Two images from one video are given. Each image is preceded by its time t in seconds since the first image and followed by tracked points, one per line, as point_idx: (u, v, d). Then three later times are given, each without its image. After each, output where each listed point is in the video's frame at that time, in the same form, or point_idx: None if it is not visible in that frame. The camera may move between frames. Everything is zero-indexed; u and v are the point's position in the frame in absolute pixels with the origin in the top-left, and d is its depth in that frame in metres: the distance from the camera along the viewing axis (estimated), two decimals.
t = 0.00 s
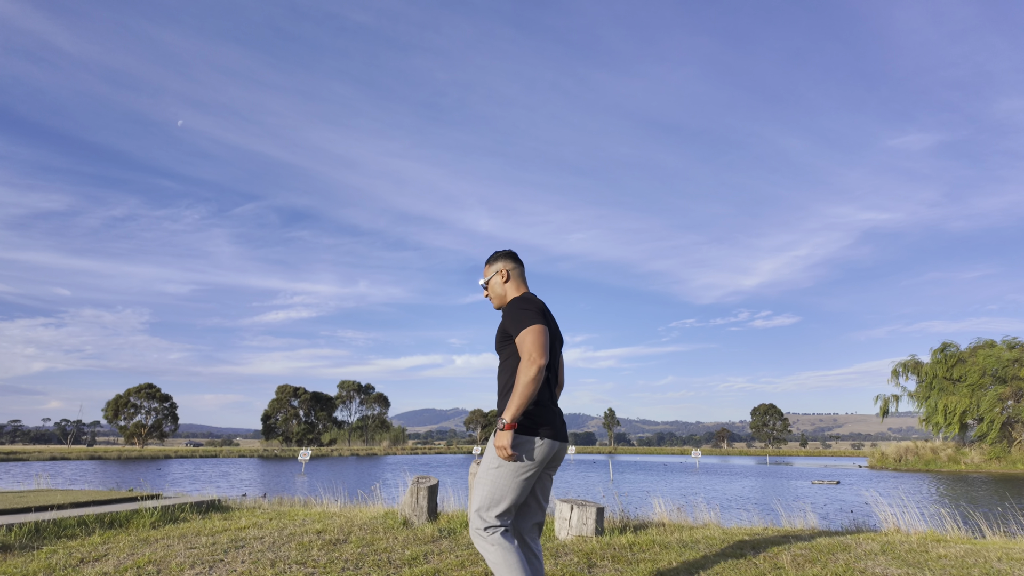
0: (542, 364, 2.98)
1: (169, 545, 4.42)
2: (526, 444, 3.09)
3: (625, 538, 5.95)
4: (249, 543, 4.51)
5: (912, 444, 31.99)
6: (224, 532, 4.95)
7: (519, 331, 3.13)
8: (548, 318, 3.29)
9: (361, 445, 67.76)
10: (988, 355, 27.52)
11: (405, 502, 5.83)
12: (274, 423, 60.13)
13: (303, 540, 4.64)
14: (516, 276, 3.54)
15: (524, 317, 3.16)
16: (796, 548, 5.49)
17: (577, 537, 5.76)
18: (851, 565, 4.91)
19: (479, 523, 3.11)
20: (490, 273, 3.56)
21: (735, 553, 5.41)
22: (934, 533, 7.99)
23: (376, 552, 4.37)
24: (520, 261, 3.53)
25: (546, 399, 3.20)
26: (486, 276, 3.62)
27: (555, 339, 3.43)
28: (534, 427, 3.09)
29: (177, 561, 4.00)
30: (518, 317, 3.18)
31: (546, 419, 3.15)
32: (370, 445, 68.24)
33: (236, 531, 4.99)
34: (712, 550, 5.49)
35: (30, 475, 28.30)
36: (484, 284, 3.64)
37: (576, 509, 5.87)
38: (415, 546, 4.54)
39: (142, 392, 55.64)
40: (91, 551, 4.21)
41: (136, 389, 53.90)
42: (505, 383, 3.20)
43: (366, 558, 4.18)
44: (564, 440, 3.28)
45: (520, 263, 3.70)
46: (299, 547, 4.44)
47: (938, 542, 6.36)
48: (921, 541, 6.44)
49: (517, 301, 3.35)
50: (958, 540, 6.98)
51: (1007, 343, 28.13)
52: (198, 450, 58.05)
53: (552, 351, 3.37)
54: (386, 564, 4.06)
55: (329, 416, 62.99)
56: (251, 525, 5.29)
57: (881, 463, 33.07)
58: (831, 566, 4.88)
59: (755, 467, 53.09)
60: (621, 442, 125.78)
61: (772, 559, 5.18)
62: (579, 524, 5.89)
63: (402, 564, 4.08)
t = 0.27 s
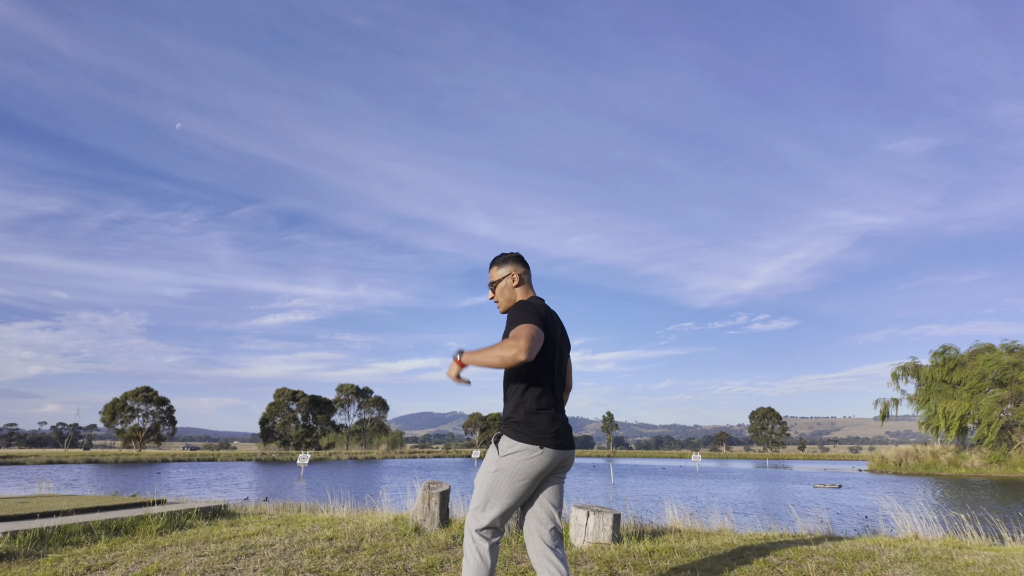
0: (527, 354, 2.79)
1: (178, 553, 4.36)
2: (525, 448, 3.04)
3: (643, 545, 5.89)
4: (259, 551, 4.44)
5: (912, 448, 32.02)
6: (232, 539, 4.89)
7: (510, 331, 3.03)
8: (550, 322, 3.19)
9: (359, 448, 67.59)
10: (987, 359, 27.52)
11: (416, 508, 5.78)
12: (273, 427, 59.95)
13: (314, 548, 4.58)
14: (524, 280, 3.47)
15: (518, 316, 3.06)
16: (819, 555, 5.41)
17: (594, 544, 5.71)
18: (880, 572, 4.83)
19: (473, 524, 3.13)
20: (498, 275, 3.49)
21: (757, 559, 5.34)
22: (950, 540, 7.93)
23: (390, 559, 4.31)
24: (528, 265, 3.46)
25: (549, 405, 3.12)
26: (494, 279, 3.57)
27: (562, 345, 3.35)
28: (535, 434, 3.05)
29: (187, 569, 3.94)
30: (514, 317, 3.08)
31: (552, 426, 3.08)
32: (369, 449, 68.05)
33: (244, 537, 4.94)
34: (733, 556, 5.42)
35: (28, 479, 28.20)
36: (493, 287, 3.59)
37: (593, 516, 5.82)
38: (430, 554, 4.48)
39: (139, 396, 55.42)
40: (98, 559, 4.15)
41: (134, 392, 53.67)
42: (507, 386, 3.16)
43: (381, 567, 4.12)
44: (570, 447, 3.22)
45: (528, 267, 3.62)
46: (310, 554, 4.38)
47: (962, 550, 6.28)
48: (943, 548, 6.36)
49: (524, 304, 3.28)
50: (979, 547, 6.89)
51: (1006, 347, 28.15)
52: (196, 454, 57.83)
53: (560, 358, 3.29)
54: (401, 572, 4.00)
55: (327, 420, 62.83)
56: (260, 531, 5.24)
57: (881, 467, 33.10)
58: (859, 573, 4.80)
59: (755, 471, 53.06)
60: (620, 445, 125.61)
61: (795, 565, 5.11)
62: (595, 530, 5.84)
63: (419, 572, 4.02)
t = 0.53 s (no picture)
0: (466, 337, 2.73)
1: (187, 555, 4.30)
2: (524, 454, 2.97)
3: (661, 547, 5.83)
4: (271, 554, 4.39)
5: (913, 449, 32.06)
6: (241, 540, 4.83)
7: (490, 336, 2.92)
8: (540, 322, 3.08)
9: (359, 450, 67.48)
10: (987, 361, 27.55)
11: (428, 509, 5.73)
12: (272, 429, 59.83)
13: (328, 550, 4.53)
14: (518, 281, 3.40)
15: (503, 313, 2.95)
16: (845, 558, 5.34)
17: (612, 546, 5.66)
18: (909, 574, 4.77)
19: (480, 539, 3.08)
20: (492, 276, 3.40)
21: (783, 560, 5.28)
22: (967, 541, 7.88)
23: (407, 562, 4.25)
24: (522, 263, 3.37)
25: (546, 406, 3.04)
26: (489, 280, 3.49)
27: (561, 345, 3.26)
28: (531, 438, 2.98)
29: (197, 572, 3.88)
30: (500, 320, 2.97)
31: (551, 428, 3.01)
32: (368, 451, 67.93)
33: (254, 539, 4.88)
34: (758, 558, 5.36)
35: (27, 480, 28.12)
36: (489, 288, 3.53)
37: (611, 517, 5.77)
38: (445, 557, 4.42)
39: (138, 398, 55.29)
40: (106, 561, 4.10)
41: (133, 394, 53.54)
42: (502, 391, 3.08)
43: (398, 569, 4.07)
44: (572, 448, 3.14)
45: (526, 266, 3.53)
46: (324, 556, 4.32)
47: (986, 552, 6.22)
48: (968, 551, 6.29)
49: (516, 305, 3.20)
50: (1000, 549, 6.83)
51: (1007, 349, 28.16)
52: (195, 456, 57.67)
53: (558, 359, 3.21)
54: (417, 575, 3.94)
55: (327, 421, 62.74)
56: (269, 533, 5.17)
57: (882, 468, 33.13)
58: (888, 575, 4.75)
59: (754, 472, 53.06)
60: (619, 447, 125.58)
61: (821, 565, 5.06)
62: (613, 532, 5.79)
63: None
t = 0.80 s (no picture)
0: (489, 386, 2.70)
1: (193, 567, 4.22)
2: (515, 456, 2.89)
3: (680, 559, 5.74)
4: (278, 566, 4.31)
5: (916, 452, 31.99)
6: (247, 551, 4.75)
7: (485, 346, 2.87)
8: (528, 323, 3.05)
9: (359, 452, 67.33)
10: (991, 363, 27.45)
11: (439, 518, 5.67)
12: (272, 431, 59.69)
13: (336, 562, 4.45)
14: (499, 281, 3.40)
15: (493, 328, 2.92)
16: (872, 569, 5.25)
17: (629, 557, 5.58)
18: None
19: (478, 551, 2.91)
20: (471, 275, 3.39)
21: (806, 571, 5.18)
22: (987, 549, 7.78)
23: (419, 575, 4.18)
24: (501, 263, 3.38)
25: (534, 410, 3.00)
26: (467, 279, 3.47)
27: (542, 345, 3.24)
28: (521, 440, 2.90)
29: None
30: (492, 325, 2.92)
31: (538, 429, 2.95)
32: (369, 453, 67.80)
33: (260, 550, 4.81)
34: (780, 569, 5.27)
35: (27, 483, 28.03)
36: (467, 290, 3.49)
37: (628, 526, 5.70)
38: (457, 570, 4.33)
39: (138, 400, 55.19)
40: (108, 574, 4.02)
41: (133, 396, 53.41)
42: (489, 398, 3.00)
43: None
44: (558, 448, 3.09)
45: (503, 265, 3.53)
46: (332, 569, 4.24)
47: (1011, 562, 6.13)
48: (995, 561, 6.18)
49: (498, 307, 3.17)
50: None
51: (1009, 351, 28.08)
52: (195, 458, 57.54)
53: (541, 360, 3.18)
54: None
55: (327, 423, 62.58)
56: (275, 542, 5.10)
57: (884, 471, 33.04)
58: None
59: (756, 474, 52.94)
60: (620, 449, 125.38)
61: None
62: (629, 543, 5.71)
63: None
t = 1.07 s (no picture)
0: (536, 395, 2.70)
1: None
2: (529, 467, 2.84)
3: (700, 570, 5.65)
4: None
5: (918, 454, 31.91)
6: (255, 562, 4.68)
7: (513, 354, 2.83)
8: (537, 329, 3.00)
9: (360, 455, 67.22)
10: (994, 365, 27.33)
11: (452, 528, 5.61)
12: (272, 433, 59.57)
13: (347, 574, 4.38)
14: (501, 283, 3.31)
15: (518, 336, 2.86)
16: None
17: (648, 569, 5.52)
18: None
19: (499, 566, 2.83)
20: (472, 276, 3.28)
21: None
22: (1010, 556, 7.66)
23: None
24: (502, 264, 3.30)
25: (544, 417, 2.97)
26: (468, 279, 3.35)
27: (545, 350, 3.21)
28: (535, 449, 2.86)
29: None
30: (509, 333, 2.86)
31: (549, 437, 2.93)
32: (369, 455, 67.66)
33: (269, 560, 4.75)
34: None
35: (27, 486, 27.95)
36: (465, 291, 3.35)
37: (648, 538, 5.62)
38: None
39: (138, 402, 55.11)
40: None
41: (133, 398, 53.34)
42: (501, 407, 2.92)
43: None
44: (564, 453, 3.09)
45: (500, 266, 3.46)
46: None
47: None
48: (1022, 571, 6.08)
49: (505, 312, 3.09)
50: None
51: (1012, 353, 28.01)
52: (196, 461, 57.44)
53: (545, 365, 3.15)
54: None
55: (327, 425, 62.45)
56: (283, 553, 5.04)
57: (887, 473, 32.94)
58: None
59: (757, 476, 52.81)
60: (620, 451, 125.25)
61: None
62: (649, 555, 5.64)
63: None
